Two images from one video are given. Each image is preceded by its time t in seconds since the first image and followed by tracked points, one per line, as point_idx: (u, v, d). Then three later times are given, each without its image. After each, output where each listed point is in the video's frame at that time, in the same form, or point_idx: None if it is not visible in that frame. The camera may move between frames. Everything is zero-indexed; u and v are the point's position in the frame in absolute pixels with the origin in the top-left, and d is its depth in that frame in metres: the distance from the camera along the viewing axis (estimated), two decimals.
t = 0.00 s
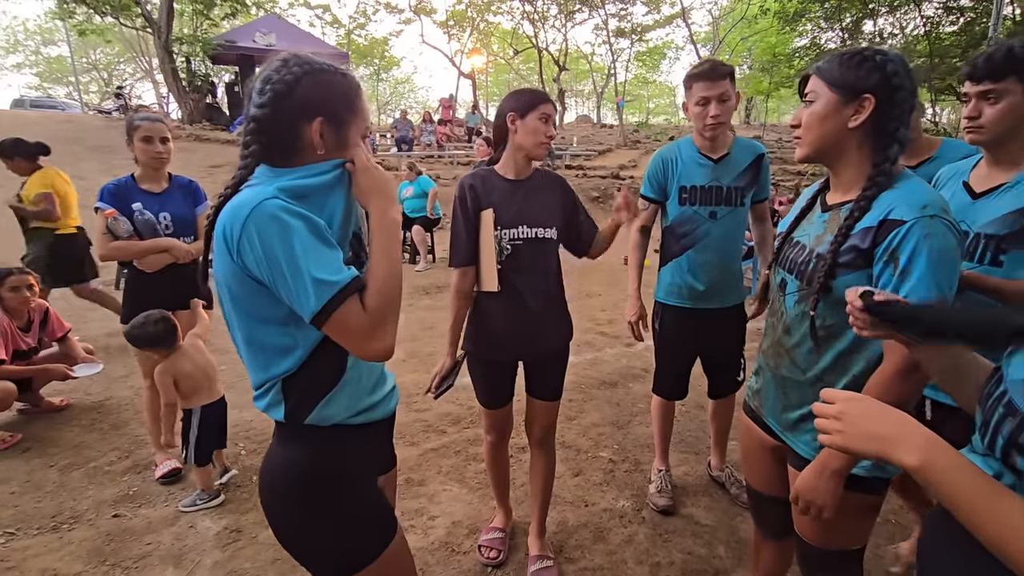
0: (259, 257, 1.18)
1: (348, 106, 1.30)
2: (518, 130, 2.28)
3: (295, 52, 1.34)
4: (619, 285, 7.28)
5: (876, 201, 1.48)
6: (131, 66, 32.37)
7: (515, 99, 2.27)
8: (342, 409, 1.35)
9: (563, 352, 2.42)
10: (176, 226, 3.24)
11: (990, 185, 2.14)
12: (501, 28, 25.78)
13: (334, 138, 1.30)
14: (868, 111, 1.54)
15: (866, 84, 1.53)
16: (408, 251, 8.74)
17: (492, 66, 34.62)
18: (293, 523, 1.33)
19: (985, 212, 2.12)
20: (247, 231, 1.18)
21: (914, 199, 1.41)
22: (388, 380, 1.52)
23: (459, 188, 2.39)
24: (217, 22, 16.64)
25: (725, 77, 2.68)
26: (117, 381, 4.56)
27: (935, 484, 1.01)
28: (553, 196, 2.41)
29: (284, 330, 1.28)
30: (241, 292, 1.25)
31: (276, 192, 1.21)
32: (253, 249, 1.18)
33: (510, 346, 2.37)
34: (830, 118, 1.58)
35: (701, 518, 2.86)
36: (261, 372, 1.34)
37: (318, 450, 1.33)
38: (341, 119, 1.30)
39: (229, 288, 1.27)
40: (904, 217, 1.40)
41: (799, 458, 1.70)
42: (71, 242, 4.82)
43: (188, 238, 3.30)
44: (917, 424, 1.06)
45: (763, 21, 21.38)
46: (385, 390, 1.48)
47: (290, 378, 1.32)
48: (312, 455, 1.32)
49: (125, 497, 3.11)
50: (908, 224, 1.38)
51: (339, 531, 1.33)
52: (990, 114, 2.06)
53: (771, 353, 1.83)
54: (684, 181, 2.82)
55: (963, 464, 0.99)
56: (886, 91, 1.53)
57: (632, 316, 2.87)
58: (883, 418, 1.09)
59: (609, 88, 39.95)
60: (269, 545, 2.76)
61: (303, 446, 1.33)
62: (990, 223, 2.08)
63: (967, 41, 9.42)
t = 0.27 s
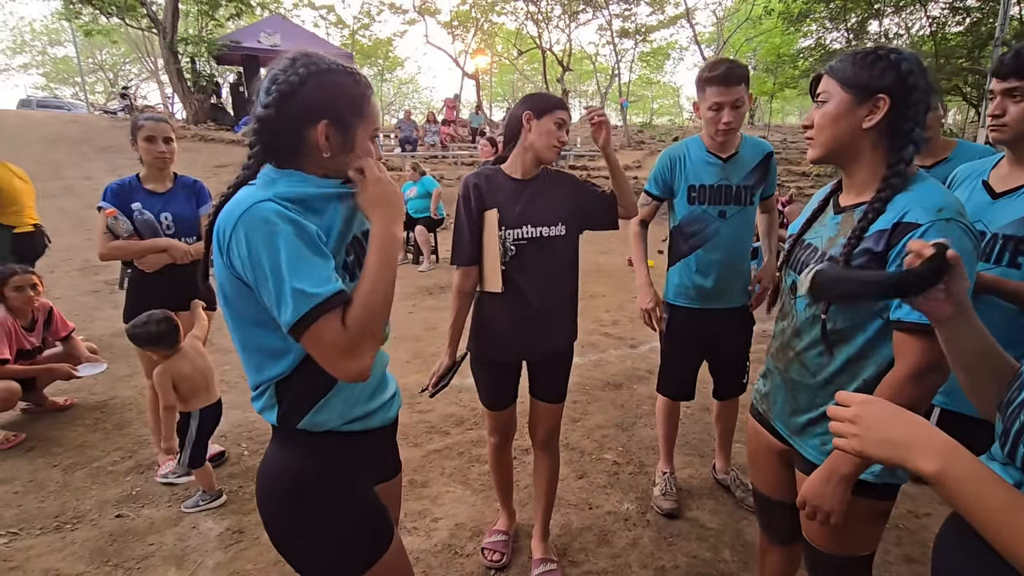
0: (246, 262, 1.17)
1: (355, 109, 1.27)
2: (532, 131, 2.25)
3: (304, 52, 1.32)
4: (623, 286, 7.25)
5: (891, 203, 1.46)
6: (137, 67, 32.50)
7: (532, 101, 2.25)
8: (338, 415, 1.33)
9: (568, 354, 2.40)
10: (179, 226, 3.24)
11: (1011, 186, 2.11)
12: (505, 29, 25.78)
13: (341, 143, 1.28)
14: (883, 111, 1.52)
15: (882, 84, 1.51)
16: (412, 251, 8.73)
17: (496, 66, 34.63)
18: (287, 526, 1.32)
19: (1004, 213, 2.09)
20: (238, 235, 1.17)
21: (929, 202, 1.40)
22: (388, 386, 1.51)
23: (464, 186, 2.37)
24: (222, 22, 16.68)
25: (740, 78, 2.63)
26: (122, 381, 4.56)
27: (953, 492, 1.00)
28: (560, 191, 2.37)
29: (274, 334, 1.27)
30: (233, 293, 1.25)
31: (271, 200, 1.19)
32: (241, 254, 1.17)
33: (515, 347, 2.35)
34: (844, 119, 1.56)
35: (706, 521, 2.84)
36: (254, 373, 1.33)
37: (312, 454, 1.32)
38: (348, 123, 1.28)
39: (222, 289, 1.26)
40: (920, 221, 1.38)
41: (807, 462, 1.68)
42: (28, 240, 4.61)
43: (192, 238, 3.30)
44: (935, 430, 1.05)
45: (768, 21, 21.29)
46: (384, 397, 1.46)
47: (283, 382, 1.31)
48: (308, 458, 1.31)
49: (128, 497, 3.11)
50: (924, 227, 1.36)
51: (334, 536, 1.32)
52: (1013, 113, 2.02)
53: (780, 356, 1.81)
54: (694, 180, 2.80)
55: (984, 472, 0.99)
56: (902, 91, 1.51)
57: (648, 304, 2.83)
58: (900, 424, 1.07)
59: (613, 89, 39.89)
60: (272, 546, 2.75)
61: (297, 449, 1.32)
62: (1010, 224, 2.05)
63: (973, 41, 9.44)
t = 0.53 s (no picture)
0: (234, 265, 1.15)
1: (355, 104, 1.28)
2: (538, 131, 2.24)
3: (301, 52, 1.33)
4: (624, 286, 7.25)
5: (896, 205, 1.47)
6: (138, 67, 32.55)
7: (541, 102, 2.25)
8: (343, 418, 1.33)
9: (571, 354, 2.40)
10: (181, 227, 3.24)
11: None
12: (506, 29, 25.79)
13: (345, 138, 1.29)
14: (888, 111, 1.52)
15: (886, 84, 1.51)
16: (413, 251, 8.73)
17: (497, 66, 34.62)
18: (293, 527, 1.32)
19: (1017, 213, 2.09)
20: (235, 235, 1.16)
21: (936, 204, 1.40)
22: (394, 388, 1.51)
23: (469, 184, 2.37)
24: (223, 23, 16.69)
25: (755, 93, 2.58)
26: (124, 381, 4.57)
27: (965, 493, 1.00)
28: (566, 191, 2.36)
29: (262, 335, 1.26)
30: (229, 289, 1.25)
31: (278, 213, 1.16)
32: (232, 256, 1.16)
33: (518, 348, 2.35)
34: (849, 120, 1.55)
35: (708, 522, 2.84)
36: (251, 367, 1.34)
37: (321, 455, 1.32)
38: (349, 119, 1.28)
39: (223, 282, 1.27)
40: (926, 223, 1.38)
41: (811, 464, 1.67)
42: None
43: (194, 238, 3.30)
44: (947, 430, 1.05)
45: (768, 21, 21.28)
46: (390, 400, 1.46)
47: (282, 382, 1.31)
48: (316, 460, 1.31)
49: (131, 497, 3.11)
50: (930, 230, 1.36)
51: (339, 537, 1.32)
52: None
53: (785, 357, 1.80)
54: (701, 178, 2.79)
55: (994, 474, 0.99)
56: (906, 91, 1.51)
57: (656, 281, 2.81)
58: (912, 423, 1.07)
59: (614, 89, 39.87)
60: (275, 547, 2.75)
61: (305, 450, 1.32)
62: None
63: (975, 41, 9.42)
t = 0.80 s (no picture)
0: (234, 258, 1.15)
1: (355, 92, 1.26)
2: (544, 128, 2.23)
3: (297, 50, 1.33)
4: (627, 283, 7.24)
5: (906, 201, 1.46)
6: (140, 65, 32.57)
7: (545, 100, 2.24)
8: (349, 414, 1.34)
9: (575, 351, 2.40)
10: (185, 225, 3.24)
11: None
12: (508, 26, 25.72)
13: (351, 128, 1.28)
14: (895, 106, 1.51)
15: (894, 79, 1.50)
16: (416, 249, 8.72)
17: (499, 63, 34.55)
18: (299, 523, 1.33)
19: None
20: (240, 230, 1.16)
21: (946, 201, 1.39)
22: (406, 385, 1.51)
23: (474, 182, 2.37)
24: (225, 20, 16.68)
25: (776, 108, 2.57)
26: (128, 379, 4.58)
27: (975, 492, 0.99)
28: (572, 188, 2.36)
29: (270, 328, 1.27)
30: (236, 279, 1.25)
31: (281, 212, 1.15)
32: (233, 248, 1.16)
33: (521, 345, 2.35)
34: (856, 116, 1.54)
35: (711, 520, 2.84)
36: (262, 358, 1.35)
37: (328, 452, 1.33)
38: (351, 108, 1.26)
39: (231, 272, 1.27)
40: (936, 220, 1.37)
41: (817, 461, 1.67)
42: None
43: (197, 236, 3.30)
44: (956, 429, 1.05)
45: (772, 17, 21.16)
46: (400, 396, 1.46)
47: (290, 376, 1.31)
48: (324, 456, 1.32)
49: (134, 495, 3.12)
50: (941, 228, 1.35)
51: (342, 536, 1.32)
52: None
53: (791, 354, 1.80)
54: (707, 175, 2.78)
55: (1004, 472, 0.98)
56: (914, 85, 1.50)
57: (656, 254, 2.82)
58: (920, 423, 1.07)
59: (617, 85, 39.76)
60: (278, 544, 2.75)
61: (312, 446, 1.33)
62: None
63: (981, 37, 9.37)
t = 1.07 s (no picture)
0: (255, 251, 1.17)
1: (363, 80, 1.26)
2: (550, 121, 2.23)
3: (304, 42, 1.34)
4: (633, 278, 7.22)
5: (918, 193, 1.45)
6: (148, 61, 32.72)
7: (552, 93, 2.24)
8: (361, 404, 1.36)
9: (580, 345, 2.41)
10: (193, 219, 3.26)
11: None
12: (514, 20, 25.63)
13: (361, 117, 1.28)
14: (907, 98, 1.50)
15: (906, 70, 1.49)
16: (422, 244, 8.73)
17: (505, 57, 34.46)
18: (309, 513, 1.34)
19: None
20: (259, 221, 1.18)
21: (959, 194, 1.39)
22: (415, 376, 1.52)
23: (481, 175, 2.37)
24: (232, 16, 16.70)
25: (792, 111, 2.51)
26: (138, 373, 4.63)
27: (983, 484, 0.99)
28: (578, 181, 2.36)
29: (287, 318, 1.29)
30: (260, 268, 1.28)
31: (299, 207, 1.16)
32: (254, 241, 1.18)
33: (527, 338, 2.36)
34: (867, 107, 1.53)
35: (717, 513, 2.84)
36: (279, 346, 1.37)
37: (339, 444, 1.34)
38: (360, 97, 1.26)
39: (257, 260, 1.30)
40: (949, 213, 1.37)
41: (824, 454, 1.67)
42: None
43: (205, 230, 3.31)
44: (965, 423, 1.05)
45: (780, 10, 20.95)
46: (410, 387, 1.48)
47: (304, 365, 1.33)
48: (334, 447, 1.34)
49: (145, 486, 3.16)
50: (955, 220, 1.35)
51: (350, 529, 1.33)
52: None
53: (798, 347, 1.79)
54: (717, 169, 2.77)
55: (1013, 465, 0.98)
56: (927, 75, 1.49)
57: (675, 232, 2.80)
58: (928, 416, 1.07)
59: (623, 80, 39.58)
60: (286, 535, 2.78)
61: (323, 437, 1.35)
62: None
63: (994, 28, 9.07)
